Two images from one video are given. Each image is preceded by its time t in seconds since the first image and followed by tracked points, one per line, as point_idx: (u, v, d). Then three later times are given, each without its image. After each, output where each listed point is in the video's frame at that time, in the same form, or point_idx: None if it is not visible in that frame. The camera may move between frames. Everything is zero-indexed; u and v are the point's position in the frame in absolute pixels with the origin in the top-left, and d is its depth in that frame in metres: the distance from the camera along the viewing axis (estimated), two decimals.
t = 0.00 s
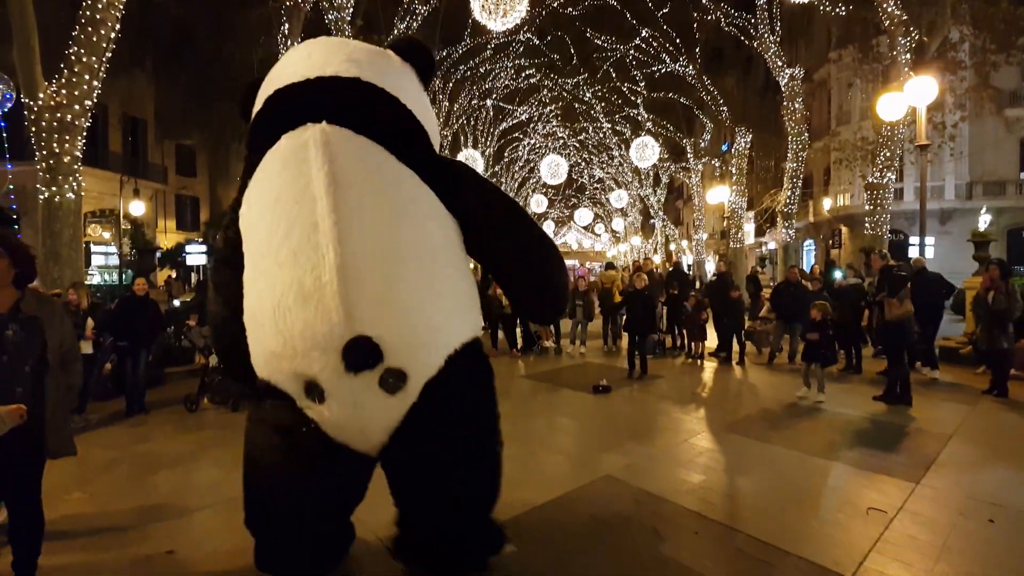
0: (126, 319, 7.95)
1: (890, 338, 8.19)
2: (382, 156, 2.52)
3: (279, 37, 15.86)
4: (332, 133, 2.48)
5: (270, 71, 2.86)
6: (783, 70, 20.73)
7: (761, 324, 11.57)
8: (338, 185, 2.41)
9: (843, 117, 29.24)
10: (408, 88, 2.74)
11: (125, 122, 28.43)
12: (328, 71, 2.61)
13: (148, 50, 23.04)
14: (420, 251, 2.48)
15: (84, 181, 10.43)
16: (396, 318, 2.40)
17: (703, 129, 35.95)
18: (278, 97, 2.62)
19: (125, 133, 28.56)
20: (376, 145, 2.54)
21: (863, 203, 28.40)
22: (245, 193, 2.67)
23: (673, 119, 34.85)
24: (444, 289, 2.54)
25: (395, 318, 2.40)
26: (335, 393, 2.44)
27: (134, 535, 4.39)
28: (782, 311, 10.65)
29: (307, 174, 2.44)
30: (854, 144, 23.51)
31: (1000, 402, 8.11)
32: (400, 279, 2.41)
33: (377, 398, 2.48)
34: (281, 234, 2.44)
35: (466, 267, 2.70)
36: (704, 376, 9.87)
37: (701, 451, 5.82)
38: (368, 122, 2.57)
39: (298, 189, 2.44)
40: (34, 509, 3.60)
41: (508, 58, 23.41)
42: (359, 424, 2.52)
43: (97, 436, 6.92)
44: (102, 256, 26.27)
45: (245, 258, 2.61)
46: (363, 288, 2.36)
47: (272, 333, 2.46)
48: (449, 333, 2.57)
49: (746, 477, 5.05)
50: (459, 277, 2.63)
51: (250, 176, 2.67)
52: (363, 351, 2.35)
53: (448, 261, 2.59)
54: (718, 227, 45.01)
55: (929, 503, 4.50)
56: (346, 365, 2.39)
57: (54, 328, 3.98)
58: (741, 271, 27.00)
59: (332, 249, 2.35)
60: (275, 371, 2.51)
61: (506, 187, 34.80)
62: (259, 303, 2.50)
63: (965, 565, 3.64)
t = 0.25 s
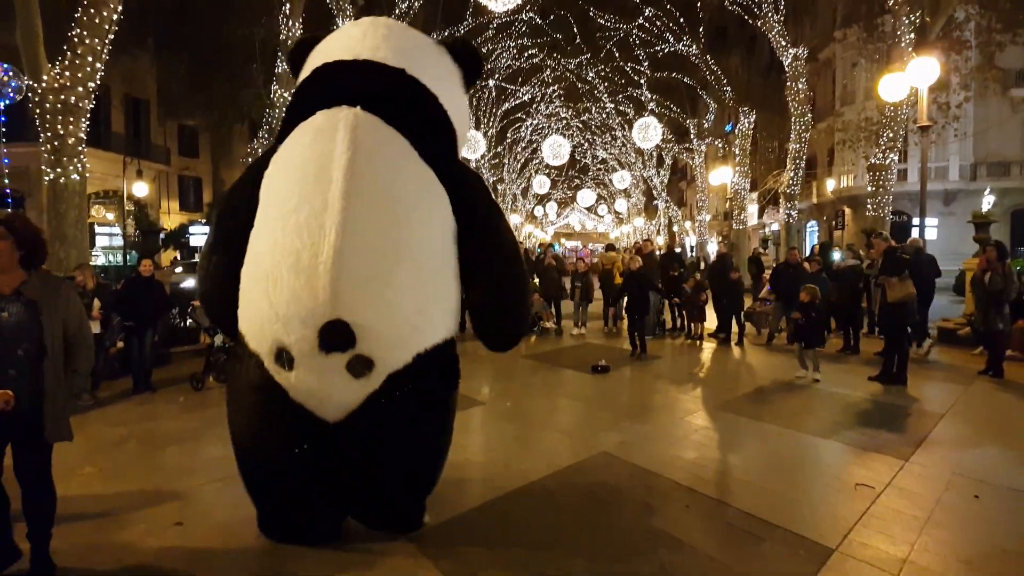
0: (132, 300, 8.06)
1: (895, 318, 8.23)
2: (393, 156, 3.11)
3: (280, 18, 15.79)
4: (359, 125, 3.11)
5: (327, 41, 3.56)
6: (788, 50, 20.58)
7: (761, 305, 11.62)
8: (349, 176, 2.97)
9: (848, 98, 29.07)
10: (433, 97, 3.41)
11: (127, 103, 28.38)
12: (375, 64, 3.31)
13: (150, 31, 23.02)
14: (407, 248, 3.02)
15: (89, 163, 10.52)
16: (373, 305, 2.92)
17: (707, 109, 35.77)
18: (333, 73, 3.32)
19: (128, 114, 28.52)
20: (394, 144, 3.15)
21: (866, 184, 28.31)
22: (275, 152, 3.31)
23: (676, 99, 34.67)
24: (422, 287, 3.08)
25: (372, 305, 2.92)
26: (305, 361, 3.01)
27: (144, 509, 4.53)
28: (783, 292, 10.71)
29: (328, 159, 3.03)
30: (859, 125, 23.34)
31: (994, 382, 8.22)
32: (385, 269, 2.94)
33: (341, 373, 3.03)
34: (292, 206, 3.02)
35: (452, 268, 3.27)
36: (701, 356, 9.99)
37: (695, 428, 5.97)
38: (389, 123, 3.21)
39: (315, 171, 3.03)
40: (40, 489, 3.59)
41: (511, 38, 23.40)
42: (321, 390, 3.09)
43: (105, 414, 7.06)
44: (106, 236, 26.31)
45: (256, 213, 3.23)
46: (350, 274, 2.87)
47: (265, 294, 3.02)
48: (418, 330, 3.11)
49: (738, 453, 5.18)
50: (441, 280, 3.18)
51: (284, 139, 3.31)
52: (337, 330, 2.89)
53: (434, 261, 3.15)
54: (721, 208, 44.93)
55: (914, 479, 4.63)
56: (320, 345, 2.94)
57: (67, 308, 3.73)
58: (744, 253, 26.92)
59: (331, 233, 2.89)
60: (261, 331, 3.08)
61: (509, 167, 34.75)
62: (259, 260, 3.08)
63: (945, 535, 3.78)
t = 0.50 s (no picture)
0: (140, 283, 8.20)
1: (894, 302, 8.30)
2: (411, 144, 3.28)
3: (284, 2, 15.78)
4: (379, 112, 3.29)
5: (363, 26, 3.77)
6: (792, 34, 20.49)
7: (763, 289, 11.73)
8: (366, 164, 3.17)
9: (852, 82, 28.96)
10: (456, 82, 3.56)
11: (131, 87, 28.40)
12: (401, 51, 3.49)
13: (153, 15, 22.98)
14: (419, 234, 3.19)
15: (96, 148, 10.61)
16: (383, 289, 3.12)
17: (711, 93, 35.64)
18: (362, 58, 3.51)
19: (132, 98, 28.55)
20: (413, 130, 3.32)
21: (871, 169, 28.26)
22: (306, 135, 3.54)
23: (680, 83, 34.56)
24: (435, 271, 3.25)
25: (384, 289, 3.12)
26: (325, 338, 3.25)
27: (159, 487, 4.64)
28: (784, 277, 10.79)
29: (348, 145, 3.24)
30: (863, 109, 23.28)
31: (994, 366, 8.29)
32: (396, 255, 3.13)
33: (358, 351, 3.26)
34: (315, 191, 3.25)
35: (466, 252, 3.41)
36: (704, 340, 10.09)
37: (696, 410, 6.08)
38: (409, 109, 3.37)
39: (336, 157, 3.25)
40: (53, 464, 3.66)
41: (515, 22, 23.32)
42: (341, 366, 3.32)
43: (116, 396, 7.19)
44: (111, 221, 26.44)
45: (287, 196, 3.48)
46: (362, 258, 3.08)
47: (290, 275, 3.28)
48: (431, 313, 3.28)
49: (739, 434, 5.29)
50: (454, 263, 3.33)
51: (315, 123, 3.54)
52: (353, 309, 3.12)
53: (447, 246, 3.30)
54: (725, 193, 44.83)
55: (911, 459, 4.72)
56: (338, 322, 3.18)
57: (65, 292, 3.74)
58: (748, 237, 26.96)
59: (347, 219, 3.11)
60: (287, 309, 3.34)
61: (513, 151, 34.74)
62: (288, 240, 3.33)
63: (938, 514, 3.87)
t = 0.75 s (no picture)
0: (148, 269, 8.33)
1: (898, 289, 8.37)
2: (428, 139, 3.46)
3: None
4: (396, 111, 3.47)
5: (382, 26, 3.92)
6: (797, 23, 20.43)
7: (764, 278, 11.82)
8: (386, 162, 3.38)
9: (857, 70, 28.87)
10: (469, 76, 3.66)
11: (136, 75, 28.44)
12: (415, 49, 3.62)
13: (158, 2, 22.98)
14: (438, 224, 3.40)
15: (105, 136, 10.70)
16: (406, 276, 3.34)
17: (716, 81, 35.52)
18: (379, 58, 3.67)
19: (137, 85, 28.58)
20: (430, 126, 3.49)
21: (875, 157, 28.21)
22: (332, 134, 3.75)
23: (685, 70, 34.44)
24: (454, 258, 3.46)
25: (407, 276, 3.34)
26: (356, 326, 3.48)
27: (173, 467, 4.76)
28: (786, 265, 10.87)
29: (369, 143, 3.45)
30: (867, 97, 23.22)
31: (992, 353, 8.39)
32: (416, 243, 3.35)
33: (386, 337, 3.47)
34: (342, 188, 3.48)
35: (485, 239, 3.61)
36: (706, 327, 10.19)
37: (698, 395, 6.20)
38: (424, 105, 3.52)
39: (359, 155, 3.46)
40: (57, 450, 3.67)
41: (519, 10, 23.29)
42: (371, 353, 3.53)
43: (127, 380, 7.31)
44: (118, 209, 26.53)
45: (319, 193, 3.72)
46: (385, 251, 3.31)
47: (322, 267, 3.52)
48: (452, 297, 3.48)
49: (739, 419, 5.40)
50: (473, 251, 3.53)
51: (340, 122, 3.75)
52: (379, 298, 3.35)
53: (466, 234, 3.52)
54: (729, 180, 44.82)
55: (907, 443, 4.83)
56: (366, 311, 3.41)
57: (43, 280, 3.74)
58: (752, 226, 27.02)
59: (370, 213, 3.34)
60: (321, 299, 3.58)
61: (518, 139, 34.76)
62: (320, 234, 3.58)
63: (932, 495, 3.98)
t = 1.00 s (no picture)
0: (155, 265, 8.40)
1: (898, 284, 8.39)
2: (435, 136, 3.55)
3: None
4: (401, 111, 3.54)
5: (381, 23, 3.95)
6: (799, 17, 20.41)
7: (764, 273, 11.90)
8: (395, 161, 3.47)
9: (860, 63, 28.81)
10: (469, 71, 3.71)
11: (140, 69, 28.48)
12: (412, 47, 3.66)
13: None
14: (448, 216, 3.51)
15: (110, 132, 10.76)
16: (421, 268, 3.48)
17: (719, 74, 35.44)
18: (379, 58, 3.72)
19: (141, 79, 28.62)
20: (433, 122, 3.56)
21: (877, 151, 28.19)
22: (340, 133, 3.84)
23: (688, 63, 34.37)
24: (465, 247, 3.58)
25: (421, 268, 3.48)
26: (379, 317, 3.64)
27: (183, 460, 4.85)
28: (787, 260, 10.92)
29: (375, 141, 3.54)
30: (870, 91, 23.20)
31: (990, 347, 8.46)
32: (429, 238, 3.48)
33: (407, 326, 3.63)
34: (354, 186, 3.60)
35: (495, 229, 3.74)
36: (707, 321, 10.26)
37: (698, 389, 6.27)
38: (426, 102, 3.59)
39: (367, 153, 3.56)
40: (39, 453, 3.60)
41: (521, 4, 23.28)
42: (394, 342, 3.69)
43: (135, 375, 7.40)
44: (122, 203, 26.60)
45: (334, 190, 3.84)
46: (401, 248, 3.45)
47: (343, 261, 3.67)
48: (467, 286, 3.63)
49: (738, 413, 5.48)
50: (484, 242, 3.66)
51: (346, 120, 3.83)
52: (397, 291, 3.51)
53: (476, 223, 3.64)
54: (732, 173, 44.78)
55: (903, 436, 4.92)
56: (386, 304, 3.56)
57: (32, 278, 4.65)
58: (754, 219, 27.05)
59: (383, 210, 3.46)
60: (342, 292, 3.73)
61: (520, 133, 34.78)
62: (338, 230, 3.72)
63: (926, 488, 4.06)
